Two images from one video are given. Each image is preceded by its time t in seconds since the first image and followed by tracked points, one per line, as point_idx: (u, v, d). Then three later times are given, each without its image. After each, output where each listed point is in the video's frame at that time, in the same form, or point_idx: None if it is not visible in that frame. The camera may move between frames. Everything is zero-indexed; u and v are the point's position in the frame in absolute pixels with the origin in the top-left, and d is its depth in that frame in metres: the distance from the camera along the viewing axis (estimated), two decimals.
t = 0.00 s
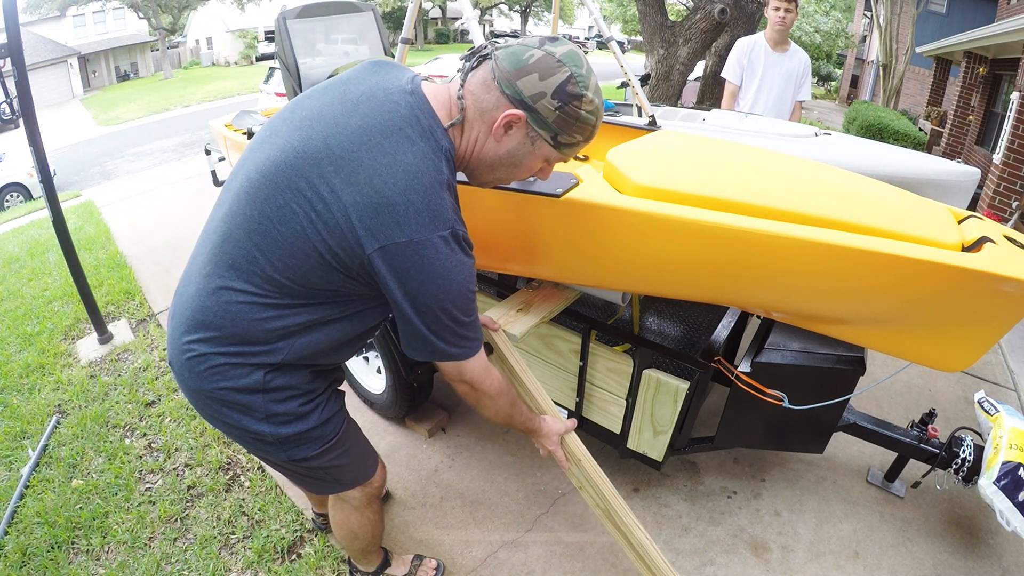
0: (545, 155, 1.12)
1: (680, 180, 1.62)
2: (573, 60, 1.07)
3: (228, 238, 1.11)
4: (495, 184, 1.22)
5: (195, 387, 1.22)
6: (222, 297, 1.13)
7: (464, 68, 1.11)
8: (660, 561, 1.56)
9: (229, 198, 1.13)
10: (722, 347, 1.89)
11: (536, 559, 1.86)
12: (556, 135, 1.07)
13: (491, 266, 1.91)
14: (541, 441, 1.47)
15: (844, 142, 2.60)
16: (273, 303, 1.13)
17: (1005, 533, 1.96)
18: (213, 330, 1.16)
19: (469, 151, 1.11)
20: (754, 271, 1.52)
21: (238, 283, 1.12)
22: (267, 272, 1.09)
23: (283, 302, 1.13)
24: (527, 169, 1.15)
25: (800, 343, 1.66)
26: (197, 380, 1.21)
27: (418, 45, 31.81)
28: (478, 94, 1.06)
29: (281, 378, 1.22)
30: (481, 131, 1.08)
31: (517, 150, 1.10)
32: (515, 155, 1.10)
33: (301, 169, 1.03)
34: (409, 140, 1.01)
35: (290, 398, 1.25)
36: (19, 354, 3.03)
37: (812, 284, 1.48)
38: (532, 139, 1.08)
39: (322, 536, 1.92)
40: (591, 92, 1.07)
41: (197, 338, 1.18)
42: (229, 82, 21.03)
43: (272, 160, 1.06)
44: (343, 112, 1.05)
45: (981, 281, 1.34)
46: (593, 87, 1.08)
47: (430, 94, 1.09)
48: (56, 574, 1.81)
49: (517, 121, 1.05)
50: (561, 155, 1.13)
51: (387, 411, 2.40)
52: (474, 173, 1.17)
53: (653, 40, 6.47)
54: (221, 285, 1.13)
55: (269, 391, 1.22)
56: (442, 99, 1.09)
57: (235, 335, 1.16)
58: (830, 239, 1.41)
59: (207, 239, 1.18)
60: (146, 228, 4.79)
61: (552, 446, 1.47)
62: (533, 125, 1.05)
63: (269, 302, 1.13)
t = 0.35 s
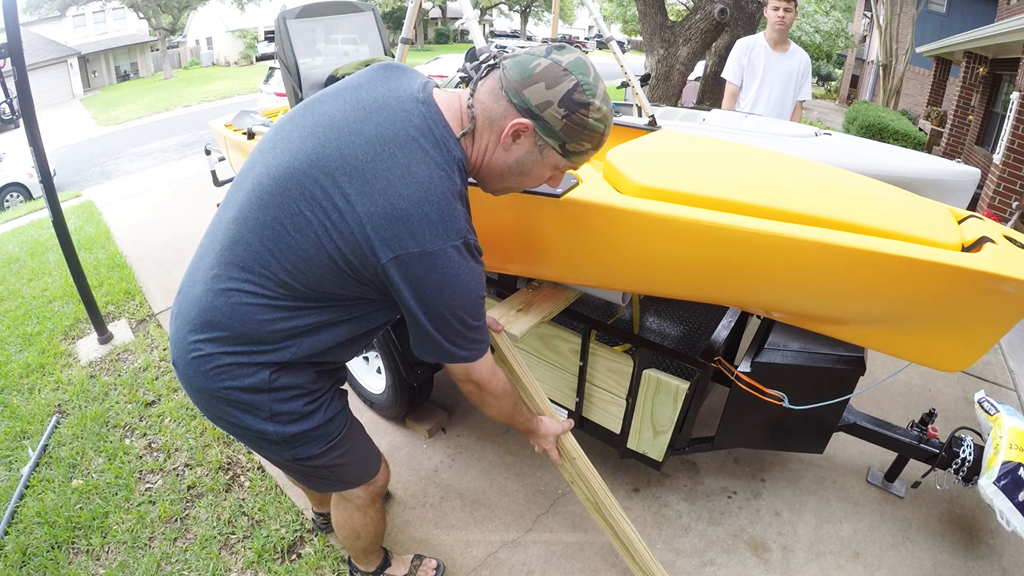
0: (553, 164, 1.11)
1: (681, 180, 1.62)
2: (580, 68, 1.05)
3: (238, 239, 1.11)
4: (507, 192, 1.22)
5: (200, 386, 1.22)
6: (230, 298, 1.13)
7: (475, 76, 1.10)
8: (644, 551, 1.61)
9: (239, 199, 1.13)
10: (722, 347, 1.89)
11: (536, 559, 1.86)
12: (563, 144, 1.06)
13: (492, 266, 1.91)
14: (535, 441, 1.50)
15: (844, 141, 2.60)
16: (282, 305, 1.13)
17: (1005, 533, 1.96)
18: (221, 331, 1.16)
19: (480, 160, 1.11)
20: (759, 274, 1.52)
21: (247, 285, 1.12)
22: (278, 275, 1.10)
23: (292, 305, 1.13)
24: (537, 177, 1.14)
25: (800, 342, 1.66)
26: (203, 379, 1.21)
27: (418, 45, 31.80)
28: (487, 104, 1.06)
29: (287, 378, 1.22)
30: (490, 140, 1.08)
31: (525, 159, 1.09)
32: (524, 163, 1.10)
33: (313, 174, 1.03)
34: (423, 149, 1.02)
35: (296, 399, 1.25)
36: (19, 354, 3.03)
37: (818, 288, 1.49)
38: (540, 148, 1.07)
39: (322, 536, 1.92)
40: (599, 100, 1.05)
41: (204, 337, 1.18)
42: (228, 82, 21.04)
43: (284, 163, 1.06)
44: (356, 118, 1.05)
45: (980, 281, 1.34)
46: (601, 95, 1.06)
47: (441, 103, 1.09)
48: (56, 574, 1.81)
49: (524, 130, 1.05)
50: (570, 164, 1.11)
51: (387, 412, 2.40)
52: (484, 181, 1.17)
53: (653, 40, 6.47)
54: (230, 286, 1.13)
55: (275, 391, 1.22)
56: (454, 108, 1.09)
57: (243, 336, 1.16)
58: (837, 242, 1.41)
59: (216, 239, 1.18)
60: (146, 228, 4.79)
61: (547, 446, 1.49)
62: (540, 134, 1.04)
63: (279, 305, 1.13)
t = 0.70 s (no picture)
0: (553, 167, 1.10)
1: (681, 180, 1.62)
2: (577, 71, 1.05)
3: (239, 240, 1.11)
4: (507, 197, 1.22)
5: (201, 385, 1.22)
6: (231, 298, 1.13)
7: (474, 82, 1.11)
8: (641, 554, 1.62)
9: (241, 201, 1.13)
10: (722, 347, 1.89)
11: (536, 559, 1.86)
12: (562, 147, 1.05)
13: (492, 266, 1.91)
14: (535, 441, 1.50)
15: (844, 141, 2.60)
16: (283, 306, 1.13)
17: (1005, 533, 1.96)
18: (222, 331, 1.16)
19: (479, 164, 1.11)
20: (759, 274, 1.52)
21: (249, 286, 1.12)
22: (279, 276, 1.10)
23: (293, 306, 1.13)
24: (537, 181, 1.14)
25: (800, 342, 1.66)
26: (203, 379, 1.21)
27: (418, 45, 31.79)
28: (485, 108, 1.06)
29: (287, 378, 1.22)
30: (489, 143, 1.08)
31: (524, 163, 1.09)
32: (523, 167, 1.10)
33: (314, 176, 1.03)
34: (423, 151, 1.02)
35: (296, 398, 1.25)
36: (19, 354, 3.03)
37: (817, 289, 1.49)
38: (539, 152, 1.07)
39: (322, 536, 1.92)
40: (596, 102, 1.05)
41: (205, 337, 1.18)
42: (228, 83, 21.04)
43: (285, 165, 1.06)
44: (358, 120, 1.05)
45: (980, 281, 1.34)
46: (599, 98, 1.06)
47: (442, 108, 1.09)
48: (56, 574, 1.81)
49: (522, 133, 1.05)
50: (570, 167, 1.11)
51: (387, 411, 2.40)
52: (485, 185, 1.17)
53: (653, 40, 6.47)
54: (231, 287, 1.13)
55: (275, 391, 1.22)
56: (454, 113, 1.09)
57: (244, 336, 1.16)
58: (837, 243, 1.41)
59: (217, 240, 1.18)
60: (146, 228, 4.79)
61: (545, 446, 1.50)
62: (539, 137, 1.04)
63: (279, 305, 1.13)
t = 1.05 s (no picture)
0: (543, 159, 1.11)
1: (681, 180, 1.62)
2: (568, 64, 1.05)
3: (233, 239, 1.11)
4: (497, 189, 1.22)
5: (198, 385, 1.22)
6: (226, 297, 1.14)
7: (464, 75, 1.10)
8: (641, 553, 1.62)
9: (234, 200, 1.13)
10: (722, 347, 1.89)
11: (536, 559, 1.86)
12: (553, 138, 1.06)
13: (492, 266, 1.91)
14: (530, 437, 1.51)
15: (844, 141, 2.60)
16: (278, 304, 1.13)
17: (1005, 533, 1.96)
18: (217, 329, 1.16)
19: (470, 157, 1.10)
20: (756, 273, 1.52)
21: (243, 283, 1.12)
22: (274, 273, 1.10)
23: (287, 303, 1.13)
24: (527, 173, 1.14)
25: (800, 342, 1.67)
26: (200, 379, 1.21)
27: (418, 45, 31.79)
28: (476, 101, 1.06)
29: (283, 375, 1.22)
30: (480, 136, 1.07)
31: (515, 154, 1.09)
32: (514, 159, 1.09)
33: (307, 173, 1.03)
34: (415, 146, 1.01)
35: (292, 396, 1.25)
36: (19, 354, 3.03)
37: (813, 287, 1.49)
38: (530, 144, 1.07)
39: (322, 536, 1.92)
40: (586, 95, 1.06)
41: (200, 336, 1.18)
42: (228, 83, 21.04)
43: (278, 162, 1.06)
44: (349, 116, 1.05)
45: (980, 281, 1.34)
46: (589, 91, 1.07)
47: (431, 102, 1.09)
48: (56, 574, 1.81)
49: (513, 126, 1.05)
50: (560, 158, 1.11)
51: (387, 411, 2.40)
52: (474, 177, 1.16)
53: (653, 40, 6.46)
54: (226, 285, 1.13)
55: (272, 389, 1.22)
56: (443, 106, 1.09)
57: (239, 335, 1.16)
58: (832, 241, 1.41)
59: (211, 240, 1.18)
60: (146, 228, 4.79)
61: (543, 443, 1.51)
62: (530, 129, 1.04)
63: (274, 302, 1.13)
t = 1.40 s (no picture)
0: (542, 159, 1.11)
1: (681, 180, 1.62)
2: (563, 64, 1.05)
3: (231, 239, 1.12)
4: (497, 191, 1.22)
5: (194, 384, 1.22)
6: (223, 296, 1.14)
7: (460, 78, 1.11)
8: (641, 553, 1.62)
9: (233, 201, 1.13)
10: (722, 347, 1.90)
11: (536, 559, 1.86)
12: (551, 138, 1.06)
13: (492, 266, 1.91)
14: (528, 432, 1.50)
15: (844, 142, 2.60)
16: (274, 304, 1.13)
17: (1005, 533, 1.96)
18: (213, 328, 1.16)
19: (469, 160, 1.11)
20: (755, 273, 1.52)
21: (240, 284, 1.12)
22: (271, 274, 1.10)
23: (283, 304, 1.14)
24: (526, 174, 1.14)
25: (800, 342, 1.67)
26: (196, 377, 1.21)
27: (418, 45, 31.78)
28: (473, 103, 1.06)
29: (279, 376, 1.22)
30: (478, 138, 1.08)
31: (514, 156, 1.09)
32: (512, 161, 1.09)
33: (304, 174, 1.03)
34: (412, 148, 1.01)
35: (287, 396, 1.25)
36: (19, 354, 3.03)
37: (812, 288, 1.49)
38: (529, 145, 1.07)
39: (322, 536, 1.92)
40: (583, 94, 1.05)
41: (197, 335, 1.18)
42: (228, 82, 21.03)
43: (275, 163, 1.06)
44: (347, 118, 1.05)
45: (981, 281, 1.34)
46: (585, 90, 1.07)
47: (429, 105, 1.09)
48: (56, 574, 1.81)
49: (511, 127, 1.05)
50: (559, 158, 1.11)
51: (387, 411, 2.40)
52: (474, 180, 1.16)
53: (653, 40, 6.46)
54: (223, 285, 1.13)
55: (267, 389, 1.22)
56: (441, 110, 1.09)
57: (235, 335, 1.16)
58: (832, 241, 1.41)
59: (209, 239, 1.18)
60: (146, 228, 4.79)
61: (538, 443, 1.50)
62: (528, 130, 1.04)
63: (270, 302, 1.13)
